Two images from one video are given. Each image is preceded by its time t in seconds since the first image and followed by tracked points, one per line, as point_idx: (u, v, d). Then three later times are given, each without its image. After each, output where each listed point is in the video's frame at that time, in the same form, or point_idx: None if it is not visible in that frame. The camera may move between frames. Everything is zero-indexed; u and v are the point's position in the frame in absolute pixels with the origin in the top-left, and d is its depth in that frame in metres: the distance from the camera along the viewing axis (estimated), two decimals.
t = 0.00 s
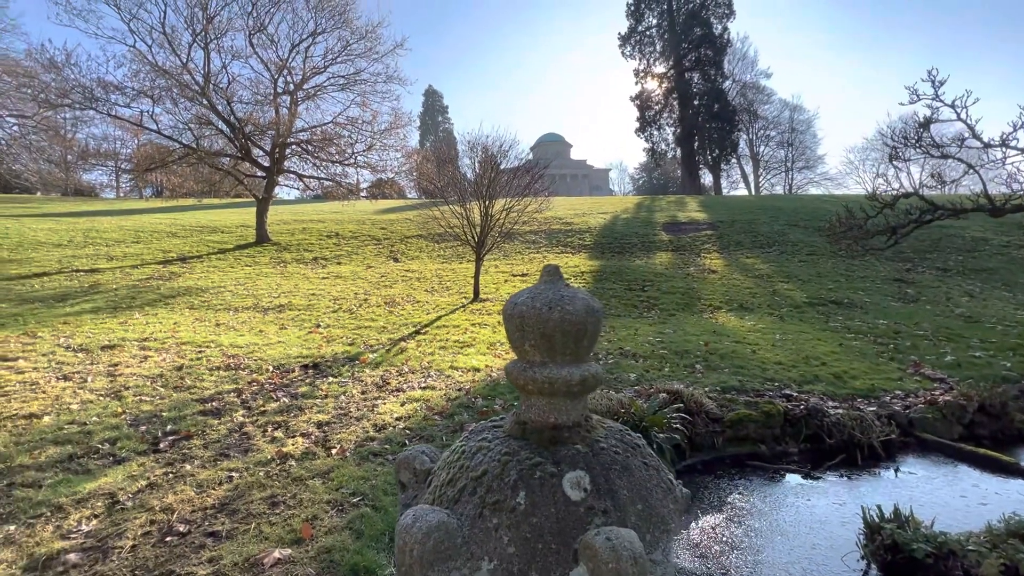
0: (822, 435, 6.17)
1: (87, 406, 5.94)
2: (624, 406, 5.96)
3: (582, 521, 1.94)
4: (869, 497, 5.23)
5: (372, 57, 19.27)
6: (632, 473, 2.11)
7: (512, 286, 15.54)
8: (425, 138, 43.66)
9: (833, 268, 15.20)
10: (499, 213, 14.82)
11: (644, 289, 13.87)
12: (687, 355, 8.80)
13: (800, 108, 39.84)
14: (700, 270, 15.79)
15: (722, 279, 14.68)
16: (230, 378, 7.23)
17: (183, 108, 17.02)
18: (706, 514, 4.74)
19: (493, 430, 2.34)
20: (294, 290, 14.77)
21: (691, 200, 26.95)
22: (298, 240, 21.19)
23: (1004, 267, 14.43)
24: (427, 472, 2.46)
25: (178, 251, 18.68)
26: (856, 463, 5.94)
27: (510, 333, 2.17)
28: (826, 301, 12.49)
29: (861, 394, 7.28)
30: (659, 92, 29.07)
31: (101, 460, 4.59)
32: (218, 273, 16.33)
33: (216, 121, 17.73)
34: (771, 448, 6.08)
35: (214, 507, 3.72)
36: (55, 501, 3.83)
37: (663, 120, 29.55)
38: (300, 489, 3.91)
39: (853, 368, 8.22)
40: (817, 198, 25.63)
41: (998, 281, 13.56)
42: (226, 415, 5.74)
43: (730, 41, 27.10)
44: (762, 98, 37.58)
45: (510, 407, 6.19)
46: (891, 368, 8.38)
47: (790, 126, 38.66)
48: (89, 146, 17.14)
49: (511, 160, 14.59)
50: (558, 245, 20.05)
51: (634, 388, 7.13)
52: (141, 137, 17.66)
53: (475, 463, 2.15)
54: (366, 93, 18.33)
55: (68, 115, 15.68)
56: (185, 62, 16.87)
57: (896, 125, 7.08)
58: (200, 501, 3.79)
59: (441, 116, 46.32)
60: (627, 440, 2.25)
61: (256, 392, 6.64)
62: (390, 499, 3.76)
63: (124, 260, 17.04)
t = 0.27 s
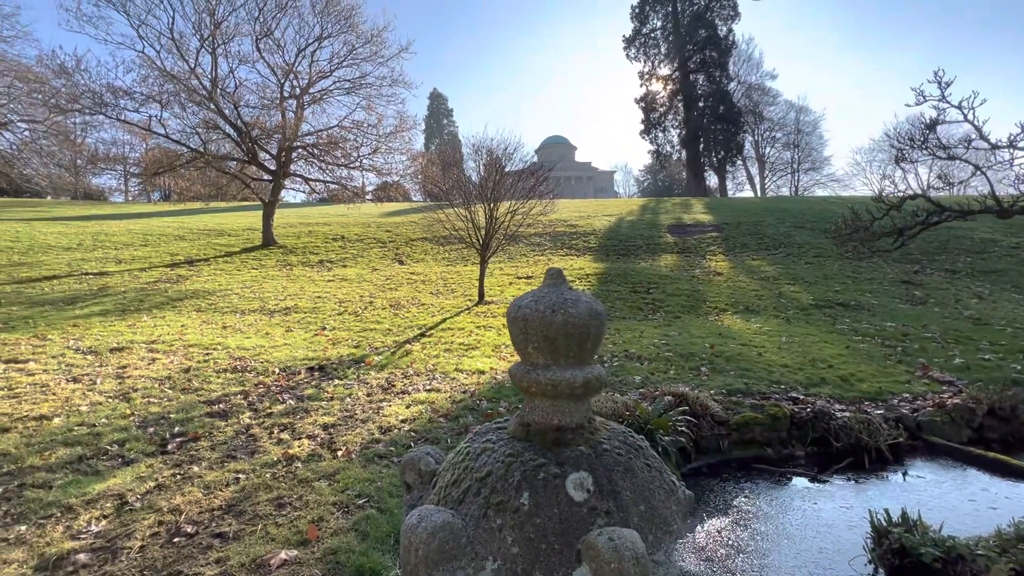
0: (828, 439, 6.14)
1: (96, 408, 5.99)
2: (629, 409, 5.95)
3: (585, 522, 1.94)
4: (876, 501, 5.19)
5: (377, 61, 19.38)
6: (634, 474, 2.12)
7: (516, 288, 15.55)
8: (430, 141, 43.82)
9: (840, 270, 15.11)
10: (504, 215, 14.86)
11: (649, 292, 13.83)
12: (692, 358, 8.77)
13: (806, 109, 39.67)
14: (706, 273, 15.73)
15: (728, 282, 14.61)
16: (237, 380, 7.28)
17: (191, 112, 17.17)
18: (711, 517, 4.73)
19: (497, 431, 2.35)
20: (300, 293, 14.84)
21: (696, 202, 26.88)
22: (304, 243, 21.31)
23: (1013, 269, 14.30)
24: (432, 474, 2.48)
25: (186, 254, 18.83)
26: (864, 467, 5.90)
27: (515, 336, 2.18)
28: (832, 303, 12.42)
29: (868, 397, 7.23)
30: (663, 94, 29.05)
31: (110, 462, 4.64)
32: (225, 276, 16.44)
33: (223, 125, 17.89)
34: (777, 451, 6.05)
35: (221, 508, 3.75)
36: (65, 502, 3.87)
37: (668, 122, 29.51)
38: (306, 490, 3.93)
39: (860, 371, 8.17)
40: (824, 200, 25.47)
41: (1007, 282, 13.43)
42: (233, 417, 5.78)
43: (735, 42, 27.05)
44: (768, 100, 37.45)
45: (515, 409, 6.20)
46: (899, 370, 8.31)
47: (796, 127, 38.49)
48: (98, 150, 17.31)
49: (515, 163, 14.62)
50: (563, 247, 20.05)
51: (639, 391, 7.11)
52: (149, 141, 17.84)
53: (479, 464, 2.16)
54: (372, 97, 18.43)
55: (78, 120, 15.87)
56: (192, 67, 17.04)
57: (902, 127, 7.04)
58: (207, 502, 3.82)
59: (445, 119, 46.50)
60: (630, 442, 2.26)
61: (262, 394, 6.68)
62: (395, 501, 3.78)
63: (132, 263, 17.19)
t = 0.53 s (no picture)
0: (831, 440, 6.12)
1: (100, 409, 6.02)
2: (631, 410, 5.95)
3: (587, 521, 1.95)
4: (879, 502, 5.17)
5: (379, 64, 19.44)
6: (636, 474, 2.13)
7: (519, 290, 15.56)
8: (432, 143, 43.91)
9: (842, 271, 15.07)
10: (506, 217, 14.89)
11: (650, 293, 13.82)
12: (694, 359, 8.76)
13: (809, 110, 39.60)
14: (708, 274, 15.71)
15: (730, 283, 14.59)
16: (240, 381, 7.30)
17: (194, 115, 17.23)
18: (714, 519, 4.72)
19: (500, 431, 2.36)
20: (303, 295, 14.88)
21: (698, 203, 26.86)
22: (307, 245, 21.37)
23: (1017, 269, 14.25)
24: (434, 474, 2.49)
25: (189, 256, 18.89)
26: (867, 468, 5.89)
27: (517, 336, 2.19)
28: (835, 304, 12.39)
29: (871, 398, 7.22)
30: (665, 95, 29.04)
31: (114, 463, 4.66)
32: (228, 278, 16.49)
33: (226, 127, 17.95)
34: (780, 452, 6.04)
35: (224, 508, 3.76)
36: (70, 503, 3.89)
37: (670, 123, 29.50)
38: (309, 491, 3.95)
39: (863, 372, 8.15)
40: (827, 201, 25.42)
41: (1011, 283, 13.38)
42: (236, 419, 5.80)
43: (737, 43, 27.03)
44: (770, 101, 37.41)
45: (517, 411, 6.21)
46: (902, 372, 8.29)
47: (799, 128, 38.42)
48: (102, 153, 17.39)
49: (517, 165, 14.65)
50: (565, 248, 20.06)
51: (641, 392, 7.11)
52: (152, 144, 17.91)
53: (481, 463, 2.17)
54: (374, 99, 18.48)
55: (82, 123, 15.95)
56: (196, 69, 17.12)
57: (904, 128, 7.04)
58: (210, 503, 3.84)
59: (447, 121, 46.59)
60: (631, 441, 2.27)
61: (265, 395, 6.70)
62: (398, 502, 3.79)
63: (136, 265, 17.25)
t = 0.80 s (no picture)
0: (833, 441, 6.11)
1: (103, 410, 6.03)
2: (633, 411, 5.94)
3: (589, 520, 1.95)
4: (881, 503, 5.16)
5: (380, 65, 19.47)
6: (637, 474, 2.13)
7: (520, 291, 15.57)
8: (433, 144, 43.97)
9: (844, 272, 15.04)
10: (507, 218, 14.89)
11: (651, 294, 13.82)
12: (696, 360, 8.75)
13: (811, 111, 39.54)
14: (709, 275, 15.70)
15: (731, 284, 14.59)
16: (242, 382, 7.32)
17: (196, 116, 17.28)
18: (716, 520, 4.71)
19: (501, 431, 2.36)
20: (304, 296, 14.90)
21: (699, 204, 26.84)
22: (309, 246, 21.42)
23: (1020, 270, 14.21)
24: (436, 473, 2.49)
25: (191, 258, 18.94)
26: (869, 469, 5.87)
27: (519, 337, 2.19)
28: (836, 305, 12.38)
29: (873, 400, 7.20)
30: (667, 96, 29.03)
31: (117, 463, 4.67)
32: (229, 279, 16.53)
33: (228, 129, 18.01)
34: (782, 453, 6.03)
35: (227, 509, 3.78)
36: (73, 503, 3.91)
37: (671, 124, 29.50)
38: (311, 492, 3.95)
39: (866, 374, 8.12)
40: (828, 202, 25.39)
41: (1014, 284, 13.33)
42: (238, 420, 5.81)
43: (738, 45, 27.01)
44: (772, 102, 37.38)
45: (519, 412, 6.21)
46: (904, 373, 8.27)
47: (801, 129, 38.36)
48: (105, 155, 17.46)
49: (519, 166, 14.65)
50: (566, 249, 20.06)
51: (642, 393, 7.10)
52: (155, 146, 17.97)
53: (484, 463, 2.18)
54: (376, 101, 18.51)
55: (85, 125, 16.02)
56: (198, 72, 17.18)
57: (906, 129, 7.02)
58: (213, 504, 3.85)
59: (449, 123, 46.67)
60: (632, 441, 2.27)
61: (267, 396, 6.71)
62: (399, 502, 3.79)
63: (138, 267, 17.31)
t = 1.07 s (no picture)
0: (833, 441, 6.10)
1: (103, 410, 6.04)
2: (633, 412, 5.94)
3: (586, 520, 1.95)
4: (881, 504, 5.16)
5: (381, 65, 19.48)
6: (635, 474, 2.13)
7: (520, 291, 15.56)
8: (434, 145, 43.98)
9: (845, 273, 15.04)
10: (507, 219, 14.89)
11: (651, 294, 13.82)
12: (695, 360, 8.75)
13: (811, 111, 39.52)
14: (710, 275, 15.70)
15: (731, 284, 14.59)
16: (242, 383, 7.32)
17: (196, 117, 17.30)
18: (715, 520, 4.71)
19: (499, 432, 2.36)
20: (304, 296, 14.91)
21: (700, 204, 26.83)
22: (309, 246, 21.42)
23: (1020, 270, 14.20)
24: (434, 473, 2.49)
25: (191, 258, 18.94)
26: (869, 470, 5.87)
27: (518, 337, 2.19)
28: (836, 306, 12.37)
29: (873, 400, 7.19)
30: (667, 96, 29.03)
31: (117, 463, 4.68)
32: (230, 279, 16.54)
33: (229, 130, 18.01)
34: (782, 453, 6.03)
35: (227, 509, 3.78)
36: (73, 503, 3.91)
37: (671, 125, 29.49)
38: (311, 492, 3.95)
39: (866, 374, 8.12)
40: (829, 202, 25.38)
41: (1015, 285, 13.32)
42: (238, 420, 5.81)
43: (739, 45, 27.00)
44: (772, 102, 37.36)
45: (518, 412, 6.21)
46: (905, 373, 8.26)
47: (802, 129, 38.31)
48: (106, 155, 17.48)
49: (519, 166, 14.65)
50: (566, 250, 20.05)
51: (642, 393, 7.10)
52: (155, 146, 17.98)
53: (482, 463, 2.18)
54: (376, 101, 18.52)
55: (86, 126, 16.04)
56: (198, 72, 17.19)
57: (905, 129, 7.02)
58: (212, 504, 3.85)
59: (450, 123, 46.69)
60: (630, 442, 2.27)
61: (267, 397, 6.71)
62: (399, 503, 3.79)
63: (139, 267, 17.32)
